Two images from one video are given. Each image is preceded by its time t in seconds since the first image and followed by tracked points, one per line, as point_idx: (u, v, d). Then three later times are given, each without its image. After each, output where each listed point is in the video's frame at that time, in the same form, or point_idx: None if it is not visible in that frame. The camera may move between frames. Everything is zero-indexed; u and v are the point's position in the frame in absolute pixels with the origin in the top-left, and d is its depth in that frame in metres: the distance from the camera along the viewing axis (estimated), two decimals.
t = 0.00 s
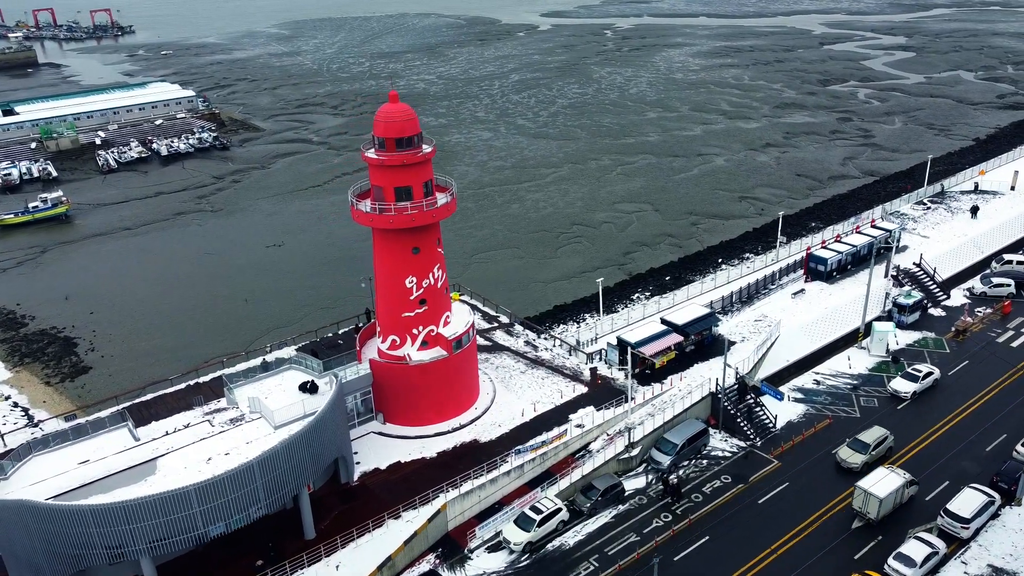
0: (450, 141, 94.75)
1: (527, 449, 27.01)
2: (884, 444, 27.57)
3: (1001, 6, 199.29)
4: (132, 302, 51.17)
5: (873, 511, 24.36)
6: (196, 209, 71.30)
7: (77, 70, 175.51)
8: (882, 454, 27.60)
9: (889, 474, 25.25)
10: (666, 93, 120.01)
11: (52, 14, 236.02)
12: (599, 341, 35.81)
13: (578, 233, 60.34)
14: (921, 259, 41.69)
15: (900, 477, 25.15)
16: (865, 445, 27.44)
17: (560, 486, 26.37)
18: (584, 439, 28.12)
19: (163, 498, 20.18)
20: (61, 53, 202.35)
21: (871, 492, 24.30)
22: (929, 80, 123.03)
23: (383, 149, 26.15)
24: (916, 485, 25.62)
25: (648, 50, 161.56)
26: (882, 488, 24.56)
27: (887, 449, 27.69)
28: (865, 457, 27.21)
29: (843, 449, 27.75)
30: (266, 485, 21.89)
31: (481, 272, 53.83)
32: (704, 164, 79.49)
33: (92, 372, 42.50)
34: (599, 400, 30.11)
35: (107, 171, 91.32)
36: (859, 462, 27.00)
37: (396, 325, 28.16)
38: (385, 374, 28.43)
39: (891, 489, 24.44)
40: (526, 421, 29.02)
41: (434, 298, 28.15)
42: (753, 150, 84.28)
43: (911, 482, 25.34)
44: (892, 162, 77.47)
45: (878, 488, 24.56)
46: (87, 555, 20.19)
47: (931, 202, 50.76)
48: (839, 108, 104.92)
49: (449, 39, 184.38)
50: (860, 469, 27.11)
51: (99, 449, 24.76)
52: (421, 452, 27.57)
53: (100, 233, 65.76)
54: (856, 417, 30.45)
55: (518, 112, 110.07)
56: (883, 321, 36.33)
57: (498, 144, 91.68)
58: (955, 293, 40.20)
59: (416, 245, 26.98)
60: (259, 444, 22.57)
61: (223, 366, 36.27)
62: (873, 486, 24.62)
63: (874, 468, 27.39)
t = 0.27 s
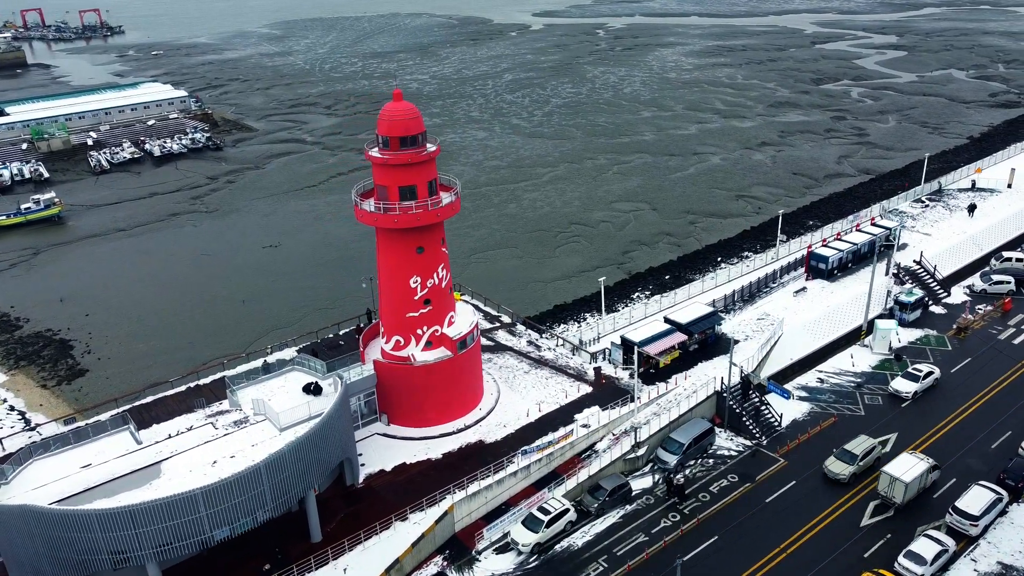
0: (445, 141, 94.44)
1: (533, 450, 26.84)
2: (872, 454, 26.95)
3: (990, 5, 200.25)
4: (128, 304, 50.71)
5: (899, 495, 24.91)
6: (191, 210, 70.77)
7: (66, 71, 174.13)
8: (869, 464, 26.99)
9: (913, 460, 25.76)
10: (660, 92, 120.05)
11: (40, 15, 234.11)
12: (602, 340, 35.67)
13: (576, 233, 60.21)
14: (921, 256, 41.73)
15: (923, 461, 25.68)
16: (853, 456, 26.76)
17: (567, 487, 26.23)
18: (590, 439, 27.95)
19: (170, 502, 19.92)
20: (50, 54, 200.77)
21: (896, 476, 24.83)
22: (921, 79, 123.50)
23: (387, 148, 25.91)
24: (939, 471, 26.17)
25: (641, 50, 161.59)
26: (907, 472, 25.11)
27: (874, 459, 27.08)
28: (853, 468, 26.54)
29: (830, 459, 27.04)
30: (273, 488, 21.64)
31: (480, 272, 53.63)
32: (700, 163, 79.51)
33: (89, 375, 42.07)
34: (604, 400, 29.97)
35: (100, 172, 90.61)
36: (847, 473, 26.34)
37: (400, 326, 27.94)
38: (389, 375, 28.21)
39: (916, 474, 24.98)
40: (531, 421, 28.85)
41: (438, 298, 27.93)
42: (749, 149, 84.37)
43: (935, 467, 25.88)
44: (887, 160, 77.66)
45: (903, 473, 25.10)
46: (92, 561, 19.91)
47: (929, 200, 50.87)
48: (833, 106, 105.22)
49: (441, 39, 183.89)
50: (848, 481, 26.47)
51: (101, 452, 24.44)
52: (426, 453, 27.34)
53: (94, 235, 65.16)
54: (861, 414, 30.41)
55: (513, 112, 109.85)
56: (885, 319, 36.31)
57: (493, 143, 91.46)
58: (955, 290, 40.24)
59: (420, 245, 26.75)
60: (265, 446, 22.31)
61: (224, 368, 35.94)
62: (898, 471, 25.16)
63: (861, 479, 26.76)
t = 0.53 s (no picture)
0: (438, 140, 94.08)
1: (538, 451, 26.66)
2: (856, 466, 26.18)
3: (976, 4, 201.71)
4: (121, 307, 50.14)
5: (924, 477, 25.42)
6: (183, 211, 70.13)
7: (52, 72, 172.38)
8: (854, 477, 26.24)
9: (936, 442, 26.30)
10: (651, 91, 120.13)
11: (25, 15, 231.67)
12: (604, 340, 35.55)
13: (572, 232, 60.10)
14: (919, 253, 41.86)
15: (945, 443, 26.24)
16: (836, 468, 26.02)
17: (573, 487, 26.07)
18: (594, 439, 27.82)
19: (176, 507, 19.61)
20: (35, 55, 198.72)
21: (921, 458, 25.34)
22: (910, 77, 124.19)
23: (389, 147, 25.64)
24: (960, 453, 26.74)
25: (630, 49, 161.71)
26: (931, 454, 25.63)
27: (859, 470, 26.33)
28: (837, 481, 25.79)
29: (814, 473, 26.30)
30: (279, 492, 21.36)
31: (477, 272, 53.42)
32: (694, 162, 79.58)
33: (83, 379, 41.54)
34: (608, 399, 29.82)
35: (89, 173, 89.72)
36: (831, 487, 25.57)
37: (403, 326, 27.69)
38: (392, 375, 27.96)
39: (939, 454, 25.53)
40: (535, 421, 28.68)
41: (441, 298, 27.70)
42: (741, 147, 84.55)
43: (956, 449, 26.44)
44: (879, 158, 78.01)
45: (927, 455, 25.61)
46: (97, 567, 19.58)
47: (924, 197, 51.09)
48: (823, 105, 105.62)
49: (430, 39, 183.36)
50: (833, 494, 25.69)
51: (101, 456, 24.06)
52: (430, 454, 27.11)
53: (85, 237, 64.45)
54: (864, 412, 30.40)
55: (505, 111, 109.65)
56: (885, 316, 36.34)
57: (486, 143, 91.21)
58: (953, 287, 40.38)
59: (424, 245, 26.51)
60: (271, 449, 22.01)
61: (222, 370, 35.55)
62: (922, 453, 25.68)
63: (847, 492, 25.97)
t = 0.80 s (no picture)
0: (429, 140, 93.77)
1: (541, 450, 26.53)
2: (841, 475, 25.68)
3: (961, 3, 203.18)
4: (113, 309, 49.61)
5: (938, 461, 26.08)
6: (173, 212, 69.54)
7: (37, 72, 170.72)
8: (840, 486, 25.74)
9: (949, 428, 26.97)
10: (642, 90, 120.25)
11: (8, 16, 229.30)
12: (602, 339, 35.50)
13: (566, 231, 60.03)
14: (915, 250, 42.03)
15: (959, 429, 26.89)
16: (821, 478, 25.51)
17: (576, 487, 25.95)
18: (596, 438, 27.70)
19: (178, 511, 19.33)
20: (19, 55, 196.74)
21: (936, 443, 25.98)
22: (898, 76, 124.86)
23: (389, 146, 25.46)
24: (972, 438, 27.46)
25: (620, 48, 161.83)
26: (945, 439, 26.30)
27: (845, 479, 25.83)
28: (823, 491, 25.30)
29: (799, 482, 25.76)
30: (282, 495, 21.13)
31: (472, 271, 53.26)
32: (686, 160, 79.71)
33: (76, 382, 41.04)
34: (609, 398, 29.72)
35: (77, 175, 88.93)
36: (816, 496, 25.10)
37: (403, 326, 27.50)
38: (392, 375, 27.78)
39: (953, 439, 26.18)
40: (536, 421, 28.55)
41: (442, 298, 27.52)
42: (733, 146, 84.77)
43: (970, 434, 27.09)
44: (870, 156, 78.40)
45: (942, 440, 26.26)
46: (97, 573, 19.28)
47: (918, 194, 51.35)
48: (813, 103, 106.07)
49: (419, 39, 182.82)
50: (818, 504, 25.19)
51: (98, 459, 23.71)
52: (431, 455, 26.92)
53: (74, 239, 63.79)
54: (863, 408, 30.45)
55: (496, 111, 109.47)
56: (882, 313, 36.43)
57: (478, 142, 91.01)
58: (948, 284, 40.56)
59: (424, 244, 26.33)
60: (273, 451, 21.77)
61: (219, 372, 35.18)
62: (936, 437, 26.34)
63: (832, 502, 25.47)
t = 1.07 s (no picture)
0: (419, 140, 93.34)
1: (542, 450, 26.39)
2: (824, 487, 25.08)
3: (944, 2, 204.98)
4: (102, 312, 49.01)
5: (953, 443, 26.73)
6: (162, 214, 68.85)
7: (19, 74, 168.70)
8: (823, 498, 25.14)
9: (962, 411, 27.59)
10: (630, 89, 120.38)
11: None
12: (600, 337, 35.45)
13: (559, 231, 59.94)
14: (908, 247, 42.25)
15: (972, 412, 27.49)
16: (803, 490, 24.87)
17: (579, 486, 25.85)
18: (597, 437, 27.62)
19: (182, 515, 19.05)
20: None
21: (950, 426, 26.59)
22: (884, 74, 125.76)
23: (388, 144, 25.27)
24: (984, 420, 28.14)
25: (607, 48, 161.98)
26: (959, 421, 26.89)
27: (828, 490, 25.24)
28: (806, 504, 24.66)
29: (781, 494, 25.09)
30: (285, 498, 20.88)
31: (465, 271, 53.06)
32: (676, 159, 79.87)
33: (67, 386, 40.50)
34: (609, 397, 29.65)
35: (63, 176, 87.95)
36: (800, 510, 24.40)
37: (403, 326, 27.28)
38: (392, 376, 27.56)
39: (967, 422, 26.76)
40: (537, 420, 28.42)
41: (442, 298, 27.35)
42: (722, 144, 85.01)
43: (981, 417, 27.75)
44: (859, 154, 78.89)
45: (955, 423, 26.86)
46: None
47: (909, 191, 51.68)
48: (801, 101, 106.61)
49: (406, 39, 182.20)
50: (802, 517, 24.54)
51: (94, 463, 23.31)
52: (432, 456, 26.74)
53: (62, 241, 63.00)
54: (862, 404, 30.54)
55: (485, 111, 109.23)
56: (878, 309, 36.54)
57: (468, 142, 90.77)
58: (942, 280, 40.80)
59: (424, 243, 26.14)
60: (275, 454, 21.51)
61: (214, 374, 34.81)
62: (950, 420, 26.94)
63: (815, 515, 24.85)
